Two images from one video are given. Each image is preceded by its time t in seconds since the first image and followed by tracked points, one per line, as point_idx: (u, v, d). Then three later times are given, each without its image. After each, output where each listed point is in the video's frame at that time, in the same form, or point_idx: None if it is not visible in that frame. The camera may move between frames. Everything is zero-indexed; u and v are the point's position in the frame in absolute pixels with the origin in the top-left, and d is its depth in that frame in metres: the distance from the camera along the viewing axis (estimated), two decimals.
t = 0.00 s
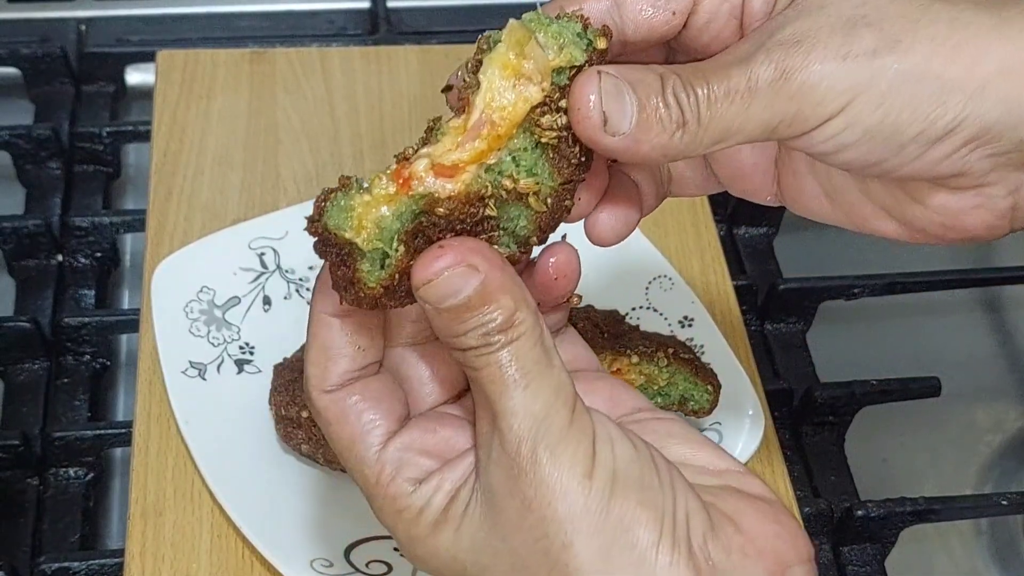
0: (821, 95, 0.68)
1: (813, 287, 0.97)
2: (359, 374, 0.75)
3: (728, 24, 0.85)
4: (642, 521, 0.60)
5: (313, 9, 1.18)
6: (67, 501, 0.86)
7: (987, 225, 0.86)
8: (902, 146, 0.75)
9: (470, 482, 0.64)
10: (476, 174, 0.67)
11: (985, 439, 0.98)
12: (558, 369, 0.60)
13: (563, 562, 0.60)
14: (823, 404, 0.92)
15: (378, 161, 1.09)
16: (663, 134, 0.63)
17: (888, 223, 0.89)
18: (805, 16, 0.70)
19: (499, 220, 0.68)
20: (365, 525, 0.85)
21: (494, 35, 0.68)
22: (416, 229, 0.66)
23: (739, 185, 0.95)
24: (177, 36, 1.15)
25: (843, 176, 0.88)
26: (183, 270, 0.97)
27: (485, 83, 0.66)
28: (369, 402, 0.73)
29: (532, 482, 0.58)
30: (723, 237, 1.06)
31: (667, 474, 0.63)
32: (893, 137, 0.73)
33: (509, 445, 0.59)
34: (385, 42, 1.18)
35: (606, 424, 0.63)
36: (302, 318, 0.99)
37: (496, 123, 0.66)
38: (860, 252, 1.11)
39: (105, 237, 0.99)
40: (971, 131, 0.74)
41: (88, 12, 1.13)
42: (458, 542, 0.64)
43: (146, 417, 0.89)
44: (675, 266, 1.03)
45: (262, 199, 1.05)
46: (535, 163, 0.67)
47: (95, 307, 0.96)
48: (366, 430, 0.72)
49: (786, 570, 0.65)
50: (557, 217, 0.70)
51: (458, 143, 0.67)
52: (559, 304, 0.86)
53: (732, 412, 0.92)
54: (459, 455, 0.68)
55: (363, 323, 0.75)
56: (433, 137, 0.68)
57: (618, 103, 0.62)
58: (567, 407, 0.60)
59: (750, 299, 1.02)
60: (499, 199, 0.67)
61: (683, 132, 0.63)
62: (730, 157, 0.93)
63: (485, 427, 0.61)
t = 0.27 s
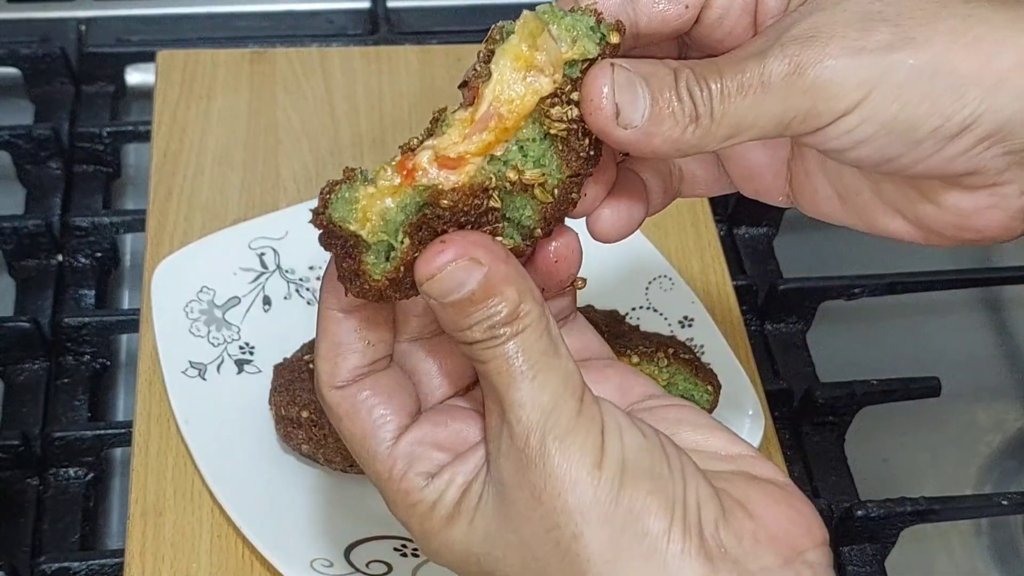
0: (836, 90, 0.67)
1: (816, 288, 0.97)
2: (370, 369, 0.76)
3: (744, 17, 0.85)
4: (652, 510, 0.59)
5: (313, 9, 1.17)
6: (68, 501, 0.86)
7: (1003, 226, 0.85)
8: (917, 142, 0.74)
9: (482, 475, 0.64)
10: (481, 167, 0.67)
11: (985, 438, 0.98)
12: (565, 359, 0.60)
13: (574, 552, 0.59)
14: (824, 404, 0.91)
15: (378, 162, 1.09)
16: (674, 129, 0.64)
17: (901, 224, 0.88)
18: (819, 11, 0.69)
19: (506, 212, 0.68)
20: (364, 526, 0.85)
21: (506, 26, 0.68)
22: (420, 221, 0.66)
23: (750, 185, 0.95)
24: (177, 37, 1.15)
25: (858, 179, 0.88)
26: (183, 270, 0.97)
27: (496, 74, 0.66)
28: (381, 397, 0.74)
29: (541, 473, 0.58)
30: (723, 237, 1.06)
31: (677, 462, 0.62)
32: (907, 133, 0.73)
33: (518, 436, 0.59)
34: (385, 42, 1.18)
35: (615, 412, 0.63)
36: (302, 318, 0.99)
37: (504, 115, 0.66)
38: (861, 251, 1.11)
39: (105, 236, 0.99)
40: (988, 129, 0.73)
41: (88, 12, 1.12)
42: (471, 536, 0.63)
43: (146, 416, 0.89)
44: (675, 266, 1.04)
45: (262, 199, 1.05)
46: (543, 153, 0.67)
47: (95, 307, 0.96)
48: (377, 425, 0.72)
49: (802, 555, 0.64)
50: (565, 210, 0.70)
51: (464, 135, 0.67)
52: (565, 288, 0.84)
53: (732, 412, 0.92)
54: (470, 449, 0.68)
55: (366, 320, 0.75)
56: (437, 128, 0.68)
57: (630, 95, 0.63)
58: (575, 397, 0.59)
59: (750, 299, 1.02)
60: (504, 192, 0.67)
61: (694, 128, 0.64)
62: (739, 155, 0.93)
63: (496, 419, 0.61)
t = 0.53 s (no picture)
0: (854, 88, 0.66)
1: (815, 286, 0.97)
2: (389, 365, 0.76)
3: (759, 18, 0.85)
4: (664, 507, 0.59)
5: (313, 9, 1.18)
6: (68, 501, 0.86)
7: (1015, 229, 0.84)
8: (931, 142, 0.74)
9: (496, 474, 0.64)
10: (489, 167, 0.66)
11: (985, 439, 0.98)
12: (575, 357, 0.60)
13: (588, 550, 0.59)
14: (824, 404, 0.91)
15: (378, 161, 1.09)
16: (687, 126, 0.63)
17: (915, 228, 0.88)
18: (832, 12, 0.68)
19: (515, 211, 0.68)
20: (365, 526, 0.85)
21: (523, 19, 0.68)
22: (428, 225, 0.66)
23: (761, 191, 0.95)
24: (177, 36, 1.15)
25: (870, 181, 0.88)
26: (183, 270, 0.97)
27: (512, 68, 0.67)
28: (401, 397, 0.74)
29: (553, 471, 0.58)
30: (723, 237, 1.06)
31: (689, 456, 0.62)
32: (920, 133, 0.72)
33: (529, 435, 0.59)
34: (385, 42, 1.18)
35: (626, 409, 0.62)
36: (301, 318, 0.99)
37: (517, 112, 0.66)
38: (862, 252, 1.10)
39: (105, 236, 0.99)
40: (1000, 130, 0.73)
41: (89, 12, 1.13)
42: (486, 534, 0.63)
43: (146, 417, 0.89)
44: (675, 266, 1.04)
45: (263, 199, 1.05)
46: (557, 148, 0.67)
47: (95, 307, 0.96)
48: (397, 424, 0.72)
49: (818, 547, 0.64)
50: (578, 205, 0.71)
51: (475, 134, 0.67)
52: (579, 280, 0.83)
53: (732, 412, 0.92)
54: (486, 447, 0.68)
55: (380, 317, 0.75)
56: (444, 131, 0.68)
57: (644, 91, 0.63)
58: (585, 395, 0.59)
59: (750, 299, 1.01)
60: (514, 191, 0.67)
61: (708, 125, 0.63)
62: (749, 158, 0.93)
63: (508, 417, 0.62)
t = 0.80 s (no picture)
0: (864, 89, 0.66)
1: (809, 285, 0.97)
2: (398, 365, 0.75)
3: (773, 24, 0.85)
4: (672, 503, 0.59)
5: (314, 9, 1.18)
6: (67, 501, 0.86)
7: None
8: (943, 147, 0.74)
9: (504, 474, 0.64)
10: (495, 167, 0.67)
11: (985, 439, 0.98)
12: (581, 356, 0.60)
13: (597, 547, 0.59)
14: (823, 404, 0.91)
15: (378, 161, 1.09)
16: (698, 129, 0.63)
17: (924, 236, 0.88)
18: (845, 17, 0.68)
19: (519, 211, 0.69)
20: (365, 526, 0.85)
21: (537, 16, 0.68)
22: (432, 226, 0.66)
23: (773, 198, 0.94)
24: (177, 36, 1.15)
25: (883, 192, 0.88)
26: (183, 270, 0.97)
27: (524, 64, 0.66)
28: (410, 397, 0.73)
29: (560, 469, 0.58)
30: (722, 237, 1.06)
31: (696, 451, 0.62)
32: (932, 138, 0.73)
33: (536, 434, 0.59)
34: (385, 42, 1.18)
35: (633, 407, 0.62)
36: (301, 318, 0.99)
37: (525, 109, 0.66)
38: (862, 252, 1.10)
39: (105, 236, 0.99)
40: (1012, 136, 0.73)
41: (89, 12, 1.13)
42: (495, 535, 0.63)
43: (146, 417, 0.89)
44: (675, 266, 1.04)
45: (263, 199, 1.05)
46: (564, 146, 0.67)
47: (95, 307, 0.96)
48: (405, 425, 0.71)
49: (828, 542, 0.64)
50: (584, 205, 0.71)
51: (483, 131, 0.66)
52: (580, 275, 0.84)
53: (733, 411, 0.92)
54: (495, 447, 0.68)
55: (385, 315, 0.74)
56: (448, 130, 0.67)
57: (655, 92, 0.63)
58: (590, 392, 0.59)
59: (750, 299, 1.02)
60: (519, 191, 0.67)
61: (718, 128, 0.63)
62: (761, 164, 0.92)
63: (513, 416, 0.62)
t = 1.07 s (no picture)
0: (881, 104, 0.67)
1: (806, 284, 0.97)
2: (409, 370, 0.74)
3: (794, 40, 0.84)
4: (683, 499, 0.59)
5: (314, 9, 1.18)
6: (67, 501, 0.86)
7: None
8: (961, 161, 0.73)
9: (518, 474, 0.64)
10: (500, 171, 0.67)
11: (985, 439, 0.98)
12: (591, 356, 0.60)
13: (609, 544, 0.59)
14: (823, 404, 0.91)
15: (378, 162, 1.09)
16: (714, 140, 0.64)
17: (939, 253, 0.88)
18: (863, 32, 0.69)
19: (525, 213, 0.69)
20: (366, 526, 0.85)
21: (558, 22, 0.69)
22: (438, 231, 0.66)
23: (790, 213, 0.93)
24: (177, 37, 1.15)
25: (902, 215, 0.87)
26: (183, 271, 0.97)
27: (541, 71, 0.67)
28: (421, 402, 0.73)
29: (571, 467, 0.58)
30: (723, 237, 1.06)
31: (707, 449, 0.62)
32: (951, 153, 0.72)
33: (547, 433, 0.59)
34: (385, 42, 1.18)
35: (644, 404, 0.63)
36: (301, 319, 0.99)
37: (537, 115, 0.67)
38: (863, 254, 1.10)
39: (105, 237, 0.99)
40: None
41: (89, 12, 1.13)
42: (509, 535, 0.64)
43: (146, 417, 0.89)
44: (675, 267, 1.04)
45: (263, 199, 1.05)
46: (578, 152, 0.67)
47: (96, 307, 0.96)
48: (419, 429, 0.71)
49: (841, 537, 0.64)
50: (595, 211, 0.71)
51: (488, 135, 0.66)
52: (591, 279, 0.85)
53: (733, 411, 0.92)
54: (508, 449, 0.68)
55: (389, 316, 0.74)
56: (452, 135, 0.67)
57: (672, 103, 0.64)
58: (601, 391, 0.59)
59: (750, 299, 1.02)
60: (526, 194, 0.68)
61: (736, 139, 0.64)
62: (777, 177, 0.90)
63: (525, 417, 0.62)
